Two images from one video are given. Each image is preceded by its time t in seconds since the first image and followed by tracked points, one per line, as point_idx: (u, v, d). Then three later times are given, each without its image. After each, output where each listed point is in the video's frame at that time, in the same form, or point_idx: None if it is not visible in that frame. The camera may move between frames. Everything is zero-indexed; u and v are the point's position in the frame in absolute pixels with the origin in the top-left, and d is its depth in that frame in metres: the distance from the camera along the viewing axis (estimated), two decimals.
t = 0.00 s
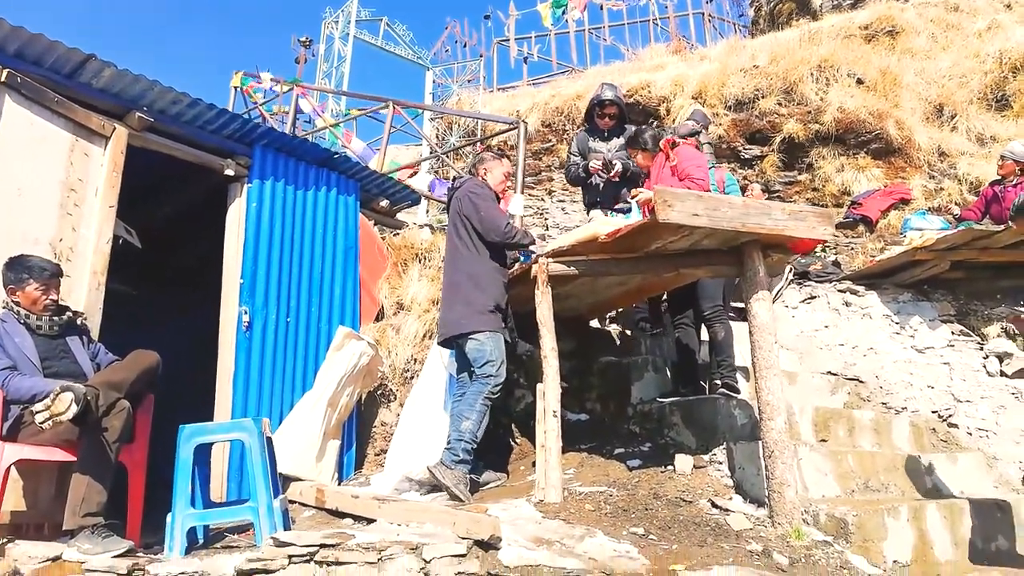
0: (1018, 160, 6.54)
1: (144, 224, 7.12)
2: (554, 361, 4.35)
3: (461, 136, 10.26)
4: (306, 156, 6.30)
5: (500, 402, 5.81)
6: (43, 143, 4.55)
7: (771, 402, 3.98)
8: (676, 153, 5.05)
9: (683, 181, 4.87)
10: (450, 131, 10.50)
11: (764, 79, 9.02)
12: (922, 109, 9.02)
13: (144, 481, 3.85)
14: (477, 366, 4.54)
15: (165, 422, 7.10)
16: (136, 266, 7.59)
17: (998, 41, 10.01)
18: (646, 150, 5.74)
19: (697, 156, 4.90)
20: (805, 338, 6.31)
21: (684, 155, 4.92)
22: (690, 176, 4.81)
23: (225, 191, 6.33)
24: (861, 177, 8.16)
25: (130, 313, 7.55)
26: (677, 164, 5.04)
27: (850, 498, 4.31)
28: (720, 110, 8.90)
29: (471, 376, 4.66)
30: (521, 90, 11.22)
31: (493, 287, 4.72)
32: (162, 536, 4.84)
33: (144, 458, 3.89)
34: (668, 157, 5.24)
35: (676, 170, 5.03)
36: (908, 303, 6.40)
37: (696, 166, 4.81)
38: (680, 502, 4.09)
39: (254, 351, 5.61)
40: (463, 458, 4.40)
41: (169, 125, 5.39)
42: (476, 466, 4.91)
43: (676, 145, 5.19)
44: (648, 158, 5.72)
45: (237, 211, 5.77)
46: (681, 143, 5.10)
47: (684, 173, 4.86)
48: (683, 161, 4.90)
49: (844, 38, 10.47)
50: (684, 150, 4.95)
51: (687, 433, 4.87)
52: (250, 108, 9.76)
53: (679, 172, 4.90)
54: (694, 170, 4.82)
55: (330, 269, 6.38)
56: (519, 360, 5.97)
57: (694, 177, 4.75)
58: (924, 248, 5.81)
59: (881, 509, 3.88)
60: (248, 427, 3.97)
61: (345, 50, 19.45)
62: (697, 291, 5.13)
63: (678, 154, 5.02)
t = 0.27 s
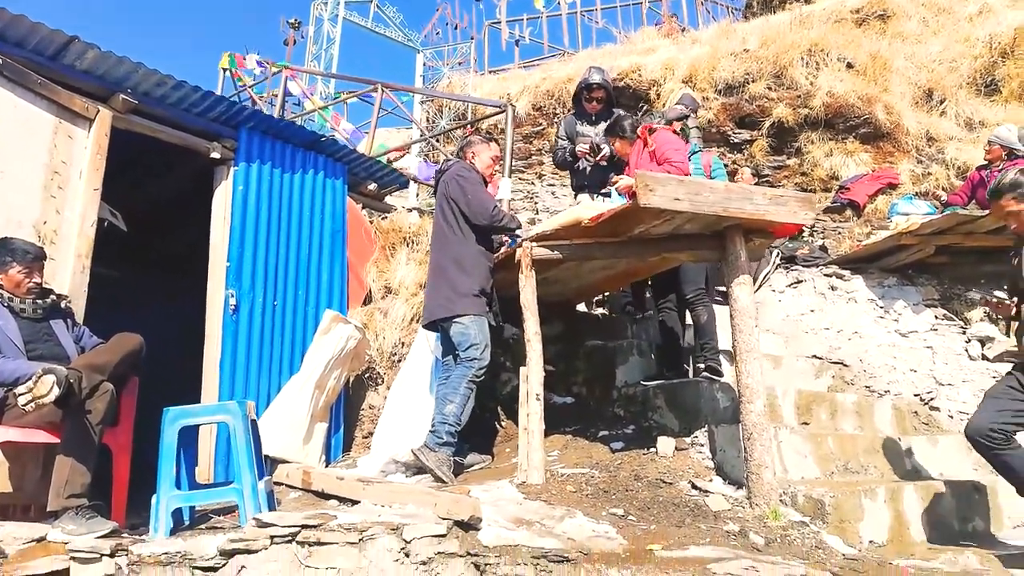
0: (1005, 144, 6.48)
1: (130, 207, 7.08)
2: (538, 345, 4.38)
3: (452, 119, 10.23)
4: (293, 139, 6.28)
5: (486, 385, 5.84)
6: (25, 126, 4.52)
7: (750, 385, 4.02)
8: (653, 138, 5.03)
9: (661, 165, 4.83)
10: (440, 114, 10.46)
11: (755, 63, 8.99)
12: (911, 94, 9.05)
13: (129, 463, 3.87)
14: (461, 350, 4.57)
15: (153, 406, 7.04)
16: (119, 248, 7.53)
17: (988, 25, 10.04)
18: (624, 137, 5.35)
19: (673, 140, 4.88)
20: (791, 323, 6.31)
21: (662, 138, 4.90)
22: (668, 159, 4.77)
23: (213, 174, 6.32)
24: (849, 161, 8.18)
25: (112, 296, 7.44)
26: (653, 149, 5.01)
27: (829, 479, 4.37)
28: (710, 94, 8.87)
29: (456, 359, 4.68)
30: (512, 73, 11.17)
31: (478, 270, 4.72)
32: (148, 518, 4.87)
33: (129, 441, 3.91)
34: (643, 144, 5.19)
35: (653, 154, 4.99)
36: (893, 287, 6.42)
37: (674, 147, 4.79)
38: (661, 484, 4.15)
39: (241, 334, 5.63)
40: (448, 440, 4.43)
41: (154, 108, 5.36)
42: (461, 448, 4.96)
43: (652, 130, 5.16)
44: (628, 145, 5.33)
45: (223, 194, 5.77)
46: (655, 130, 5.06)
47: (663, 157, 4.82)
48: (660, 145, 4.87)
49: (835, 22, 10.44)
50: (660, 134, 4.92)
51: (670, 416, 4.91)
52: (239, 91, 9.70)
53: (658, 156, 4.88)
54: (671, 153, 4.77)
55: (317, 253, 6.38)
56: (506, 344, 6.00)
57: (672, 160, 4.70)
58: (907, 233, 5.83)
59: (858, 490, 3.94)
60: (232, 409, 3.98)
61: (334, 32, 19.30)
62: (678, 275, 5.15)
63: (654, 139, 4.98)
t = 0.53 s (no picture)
0: (976, 134, 6.54)
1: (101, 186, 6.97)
2: (511, 327, 4.42)
3: (430, 101, 10.17)
4: (268, 119, 6.22)
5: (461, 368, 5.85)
6: None
7: (719, 368, 4.08)
8: (620, 127, 4.90)
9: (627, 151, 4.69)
10: (419, 96, 10.40)
11: (733, 49, 9.01)
12: (886, 83, 9.18)
13: (98, 442, 3.86)
14: (437, 332, 4.59)
15: (124, 385, 6.97)
16: (88, 225, 7.39)
17: (962, 16, 10.21)
18: (592, 127, 5.39)
19: (641, 127, 4.72)
20: (764, 308, 6.33)
21: (628, 125, 4.76)
22: (634, 145, 4.63)
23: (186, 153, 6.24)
24: (823, 149, 8.27)
25: (82, 275, 7.36)
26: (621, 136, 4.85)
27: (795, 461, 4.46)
28: (688, 80, 8.91)
29: (431, 341, 4.70)
30: (491, 56, 11.12)
31: (454, 253, 4.73)
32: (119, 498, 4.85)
33: (99, 422, 3.88)
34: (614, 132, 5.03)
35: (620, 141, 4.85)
36: (862, 274, 6.53)
37: (638, 132, 4.64)
38: (631, 465, 4.21)
39: (214, 315, 5.60)
40: (421, 422, 4.44)
41: (126, 86, 5.28)
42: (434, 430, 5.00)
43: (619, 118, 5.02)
44: (595, 136, 5.38)
45: (197, 174, 5.71)
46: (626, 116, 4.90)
47: (628, 143, 4.67)
48: (626, 132, 4.72)
49: (813, 10, 10.51)
50: (629, 121, 4.77)
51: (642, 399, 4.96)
52: (214, 70, 9.56)
53: (624, 143, 4.73)
54: (638, 139, 4.63)
55: (292, 235, 6.34)
56: (482, 327, 6.03)
57: (637, 147, 4.56)
58: (878, 220, 5.90)
59: (822, 472, 4.03)
60: (204, 390, 3.95)
61: (312, 11, 19.05)
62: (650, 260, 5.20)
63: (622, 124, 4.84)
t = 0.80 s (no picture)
0: (934, 125, 6.65)
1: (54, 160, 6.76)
2: (476, 307, 4.42)
3: (396, 80, 10.05)
4: (229, 93, 6.08)
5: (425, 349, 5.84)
6: None
7: (679, 349, 4.14)
8: (574, 114, 4.95)
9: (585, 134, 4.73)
10: (384, 75, 10.27)
11: (699, 35, 9.07)
12: (847, 72, 9.36)
13: (50, 420, 3.78)
14: (402, 312, 4.56)
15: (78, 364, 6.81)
16: (38, 195, 7.13)
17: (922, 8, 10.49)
18: (549, 116, 5.13)
19: (598, 113, 4.81)
20: (723, 292, 6.51)
21: (585, 110, 4.83)
22: (594, 128, 4.69)
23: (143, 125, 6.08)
24: (785, 136, 8.39)
25: (33, 251, 7.15)
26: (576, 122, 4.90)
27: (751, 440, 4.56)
28: (655, 65, 8.94)
29: (396, 321, 4.68)
30: (458, 35, 11.01)
31: (418, 231, 4.71)
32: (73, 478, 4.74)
33: (52, 400, 3.81)
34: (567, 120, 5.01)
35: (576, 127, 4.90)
36: (820, 261, 6.67)
37: (598, 116, 4.73)
38: (592, 444, 4.26)
39: (173, 292, 5.50)
40: (384, 401, 4.43)
41: (81, 55, 5.10)
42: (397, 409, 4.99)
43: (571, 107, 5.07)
44: (552, 125, 5.14)
45: (155, 148, 5.59)
46: (579, 104, 4.97)
47: (588, 127, 4.73)
48: (584, 116, 4.79)
49: None
50: (584, 107, 4.85)
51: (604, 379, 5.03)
52: (173, 43, 9.30)
53: (582, 127, 4.78)
54: (598, 123, 4.71)
55: (253, 212, 6.24)
56: (446, 308, 6.01)
57: (600, 128, 4.63)
58: (837, 207, 6.02)
59: (777, 451, 4.12)
60: (162, 368, 3.84)
61: None
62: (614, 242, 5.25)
63: (577, 111, 4.90)
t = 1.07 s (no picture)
0: (878, 118, 6.83)
1: None
2: (429, 290, 4.38)
3: (349, 58, 9.85)
4: (174, 66, 5.85)
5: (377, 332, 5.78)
6: None
7: (631, 333, 4.18)
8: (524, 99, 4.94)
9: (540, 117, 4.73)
10: (337, 52, 10.06)
11: (654, 22, 9.11)
12: (796, 64, 9.57)
13: None
14: (353, 294, 4.49)
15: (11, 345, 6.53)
16: None
17: (870, 3, 10.84)
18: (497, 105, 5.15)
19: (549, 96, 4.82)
20: (673, 279, 6.67)
21: (535, 95, 4.83)
22: (549, 110, 4.70)
23: (82, 96, 5.81)
24: (736, 126, 8.53)
25: None
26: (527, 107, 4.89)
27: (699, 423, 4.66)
28: (610, 50, 8.96)
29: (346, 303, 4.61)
30: (413, 14, 10.84)
31: (371, 212, 4.64)
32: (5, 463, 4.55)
33: None
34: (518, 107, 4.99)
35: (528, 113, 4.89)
36: (767, 249, 6.81)
37: (550, 98, 4.73)
38: (544, 427, 4.29)
39: (113, 271, 5.29)
40: (334, 384, 4.35)
41: (15, 21, 4.83)
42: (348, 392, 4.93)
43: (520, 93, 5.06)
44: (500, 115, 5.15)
45: (95, 121, 5.33)
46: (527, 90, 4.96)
47: (543, 109, 4.73)
48: (536, 100, 4.78)
49: None
50: (533, 92, 4.85)
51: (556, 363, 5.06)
52: (114, 11, 8.92)
53: (535, 111, 4.78)
54: (551, 104, 4.72)
55: (198, 189, 6.04)
56: (399, 290, 5.94)
57: (555, 110, 4.64)
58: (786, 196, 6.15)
59: (724, 434, 4.22)
60: (102, 347, 3.71)
61: None
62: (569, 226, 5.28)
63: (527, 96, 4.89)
